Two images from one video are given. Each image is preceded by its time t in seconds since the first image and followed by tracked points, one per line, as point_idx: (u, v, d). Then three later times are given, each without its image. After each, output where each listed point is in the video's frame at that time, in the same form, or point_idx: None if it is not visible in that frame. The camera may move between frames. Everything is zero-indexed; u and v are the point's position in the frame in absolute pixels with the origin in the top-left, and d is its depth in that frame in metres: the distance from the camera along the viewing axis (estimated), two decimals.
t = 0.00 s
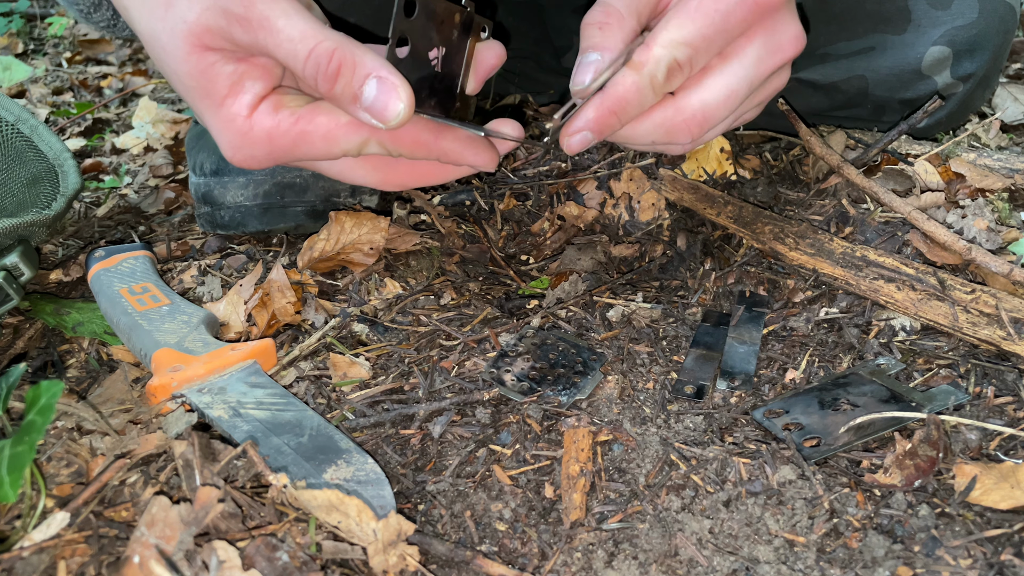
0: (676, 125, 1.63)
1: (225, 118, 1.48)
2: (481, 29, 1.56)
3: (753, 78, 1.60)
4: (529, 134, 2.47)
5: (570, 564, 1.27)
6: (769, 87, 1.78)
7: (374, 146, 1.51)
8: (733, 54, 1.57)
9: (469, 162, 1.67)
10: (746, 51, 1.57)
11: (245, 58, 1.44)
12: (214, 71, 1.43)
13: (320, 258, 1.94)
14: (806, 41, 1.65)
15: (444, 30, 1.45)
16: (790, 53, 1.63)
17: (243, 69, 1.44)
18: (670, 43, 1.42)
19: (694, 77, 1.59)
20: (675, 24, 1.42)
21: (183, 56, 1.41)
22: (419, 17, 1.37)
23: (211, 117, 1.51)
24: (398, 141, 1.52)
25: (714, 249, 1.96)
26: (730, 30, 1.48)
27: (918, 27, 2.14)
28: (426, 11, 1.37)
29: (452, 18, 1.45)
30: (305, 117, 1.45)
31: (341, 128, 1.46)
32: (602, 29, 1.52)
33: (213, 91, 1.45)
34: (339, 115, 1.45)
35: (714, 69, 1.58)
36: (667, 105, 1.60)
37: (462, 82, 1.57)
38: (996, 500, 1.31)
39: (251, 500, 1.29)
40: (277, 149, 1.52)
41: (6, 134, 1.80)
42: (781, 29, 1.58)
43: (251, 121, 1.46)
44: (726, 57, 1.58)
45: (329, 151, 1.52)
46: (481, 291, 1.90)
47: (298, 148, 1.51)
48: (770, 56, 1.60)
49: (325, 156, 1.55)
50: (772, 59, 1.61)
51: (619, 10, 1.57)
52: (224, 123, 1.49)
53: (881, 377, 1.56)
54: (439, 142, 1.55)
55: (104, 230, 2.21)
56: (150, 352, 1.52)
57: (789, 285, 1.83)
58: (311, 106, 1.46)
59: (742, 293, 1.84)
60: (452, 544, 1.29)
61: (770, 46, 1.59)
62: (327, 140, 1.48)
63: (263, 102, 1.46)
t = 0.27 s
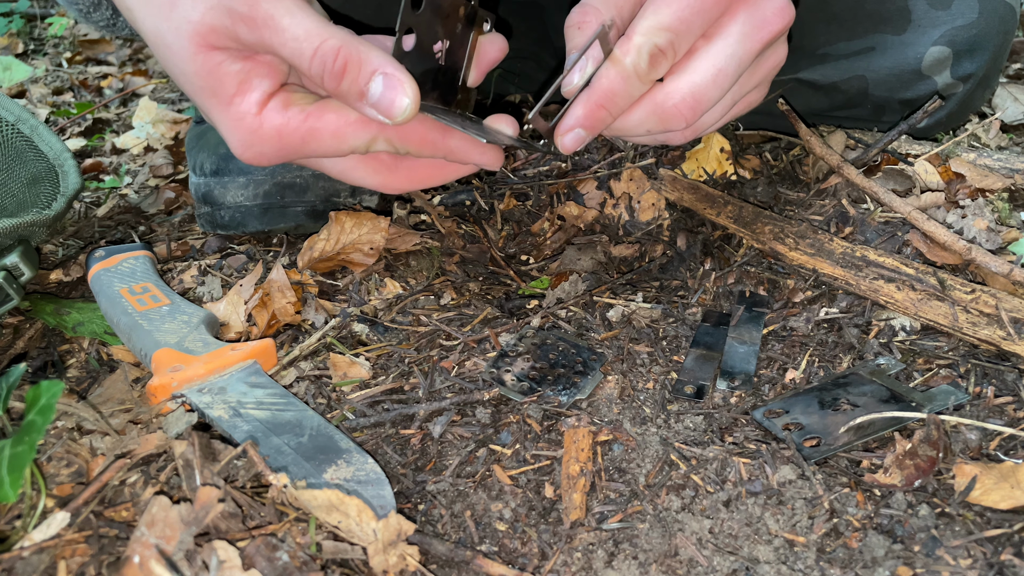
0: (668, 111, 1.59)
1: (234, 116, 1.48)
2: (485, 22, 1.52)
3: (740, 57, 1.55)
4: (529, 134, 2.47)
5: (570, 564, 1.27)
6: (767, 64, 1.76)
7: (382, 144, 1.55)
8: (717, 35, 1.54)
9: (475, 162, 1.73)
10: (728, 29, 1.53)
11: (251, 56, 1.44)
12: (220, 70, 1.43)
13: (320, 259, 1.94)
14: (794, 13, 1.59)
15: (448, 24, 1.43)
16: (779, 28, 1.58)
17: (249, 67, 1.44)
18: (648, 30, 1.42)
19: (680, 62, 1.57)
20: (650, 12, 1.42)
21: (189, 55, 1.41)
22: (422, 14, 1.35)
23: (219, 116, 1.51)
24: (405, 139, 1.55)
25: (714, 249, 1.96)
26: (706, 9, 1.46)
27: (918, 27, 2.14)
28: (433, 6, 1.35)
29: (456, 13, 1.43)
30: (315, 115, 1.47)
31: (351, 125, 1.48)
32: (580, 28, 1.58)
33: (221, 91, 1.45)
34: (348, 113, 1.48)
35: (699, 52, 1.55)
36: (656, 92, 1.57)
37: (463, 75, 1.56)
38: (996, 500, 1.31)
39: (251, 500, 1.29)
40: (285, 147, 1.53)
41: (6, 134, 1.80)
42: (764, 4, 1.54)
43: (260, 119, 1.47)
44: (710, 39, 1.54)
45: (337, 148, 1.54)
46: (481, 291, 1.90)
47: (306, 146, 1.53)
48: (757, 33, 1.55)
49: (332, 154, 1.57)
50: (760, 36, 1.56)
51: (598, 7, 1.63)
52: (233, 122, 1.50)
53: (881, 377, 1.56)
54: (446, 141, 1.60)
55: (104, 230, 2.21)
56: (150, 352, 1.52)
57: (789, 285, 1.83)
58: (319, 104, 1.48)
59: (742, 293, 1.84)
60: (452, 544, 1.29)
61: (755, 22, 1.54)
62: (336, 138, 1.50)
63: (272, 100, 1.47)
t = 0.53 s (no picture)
0: (667, 114, 1.58)
1: (246, 110, 1.47)
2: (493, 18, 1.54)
3: (739, 58, 1.54)
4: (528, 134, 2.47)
5: (570, 564, 1.27)
6: (768, 62, 1.74)
7: (393, 145, 1.55)
8: (715, 37, 1.53)
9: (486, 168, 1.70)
10: (726, 31, 1.53)
11: (261, 49, 1.43)
12: (232, 63, 1.42)
13: (320, 258, 1.94)
14: (793, 13, 1.58)
15: (460, 18, 1.44)
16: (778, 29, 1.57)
17: (260, 60, 1.44)
18: (643, 32, 1.42)
19: (678, 64, 1.56)
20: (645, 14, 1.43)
21: (200, 48, 1.40)
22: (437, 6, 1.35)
23: (231, 109, 1.50)
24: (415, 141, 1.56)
25: (714, 249, 1.96)
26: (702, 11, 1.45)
27: (918, 27, 2.14)
28: None
29: (468, 7, 1.44)
30: (328, 111, 1.47)
31: (363, 124, 1.49)
32: (578, 32, 1.58)
33: (232, 84, 1.44)
34: (362, 111, 1.48)
35: (696, 54, 1.55)
36: (655, 95, 1.56)
37: (470, 70, 1.56)
38: (996, 500, 1.31)
39: (251, 500, 1.29)
40: (296, 142, 1.53)
41: (6, 134, 1.80)
42: (762, 6, 1.53)
43: (272, 113, 1.47)
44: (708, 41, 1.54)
45: (348, 146, 1.53)
46: (481, 291, 1.90)
47: (318, 142, 1.52)
48: (755, 33, 1.54)
49: (342, 152, 1.57)
50: (759, 37, 1.55)
51: (597, 12, 1.63)
52: (245, 115, 1.49)
53: (881, 378, 1.56)
54: (457, 146, 1.60)
55: (104, 230, 2.21)
56: (150, 352, 1.52)
57: (789, 285, 1.83)
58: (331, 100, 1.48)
59: (742, 293, 1.84)
60: (452, 544, 1.29)
61: (753, 23, 1.53)
62: (347, 136, 1.50)
63: (284, 94, 1.46)
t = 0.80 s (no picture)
0: (661, 112, 1.57)
1: (251, 109, 1.49)
2: (497, 19, 1.53)
3: (731, 53, 1.53)
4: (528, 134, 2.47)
5: (570, 564, 1.27)
6: (762, 57, 1.74)
7: (396, 145, 1.55)
8: (705, 34, 1.53)
9: (489, 166, 1.67)
10: (716, 26, 1.53)
11: (265, 49, 1.43)
12: (236, 64, 1.42)
13: (320, 258, 1.94)
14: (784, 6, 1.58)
15: (464, 19, 1.44)
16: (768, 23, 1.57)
17: (264, 60, 1.44)
18: (633, 31, 1.42)
19: (670, 62, 1.56)
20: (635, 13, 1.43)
21: (204, 50, 1.41)
22: (442, 6, 1.36)
23: (236, 109, 1.52)
24: (419, 142, 1.55)
25: (714, 249, 1.96)
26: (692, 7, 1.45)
27: (918, 27, 2.14)
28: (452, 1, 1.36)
29: (473, 8, 1.44)
30: (332, 112, 1.47)
31: (367, 125, 1.49)
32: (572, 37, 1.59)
33: (237, 84, 1.45)
34: (365, 112, 1.48)
35: (688, 50, 1.54)
36: (648, 93, 1.56)
37: (472, 69, 1.56)
38: (996, 500, 1.31)
39: (251, 500, 1.29)
40: (301, 142, 1.54)
41: (6, 134, 1.80)
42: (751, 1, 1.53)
43: (277, 113, 1.48)
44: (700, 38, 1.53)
45: (353, 146, 1.54)
46: (481, 291, 1.90)
47: (323, 143, 1.53)
48: (746, 28, 1.54)
49: (347, 151, 1.57)
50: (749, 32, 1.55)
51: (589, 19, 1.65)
52: (250, 115, 1.50)
53: (881, 378, 1.56)
54: (460, 145, 1.58)
55: (104, 230, 2.21)
56: (150, 352, 1.52)
57: (789, 285, 1.83)
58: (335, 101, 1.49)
59: (742, 293, 1.84)
60: (452, 544, 1.29)
61: (743, 17, 1.53)
62: (351, 136, 1.50)
63: (289, 93, 1.48)
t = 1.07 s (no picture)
0: (658, 115, 1.57)
1: (259, 111, 1.49)
2: (507, 23, 1.51)
3: (728, 55, 1.53)
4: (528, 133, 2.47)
5: (570, 564, 1.27)
6: (761, 58, 1.73)
7: (404, 149, 1.56)
8: (701, 37, 1.53)
9: (495, 170, 1.70)
10: (712, 29, 1.52)
11: (271, 51, 1.43)
12: (243, 66, 1.43)
13: (320, 259, 1.94)
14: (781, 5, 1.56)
15: (473, 21, 1.43)
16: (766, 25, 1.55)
17: (270, 62, 1.44)
18: (629, 36, 1.42)
19: (667, 66, 1.56)
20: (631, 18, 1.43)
21: (210, 52, 1.41)
22: (451, 6, 1.35)
23: (243, 111, 1.51)
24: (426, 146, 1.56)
25: (714, 249, 1.96)
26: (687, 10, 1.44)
27: (918, 28, 2.14)
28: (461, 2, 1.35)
29: (483, 10, 1.43)
30: (340, 115, 1.47)
31: (375, 129, 1.49)
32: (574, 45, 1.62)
33: (244, 86, 1.45)
34: (373, 117, 1.48)
35: (684, 54, 1.54)
36: (645, 98, 1.56)
37: (478, 71, 1.55)
38: (996, 500, 1.31)
39: (251, 500, 1.29)
40: (308, 144, 1.54)
41: (6, 134, 1.80)
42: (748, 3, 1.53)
43: (284, 115, 1.48)
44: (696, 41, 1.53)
45: (360, 150, 1.54)
46: (481, 291, 1.90)
47: (331, 146, 1.53)
48: (742, 30, 1.53)
49: (354, 155, 1.57)
50: (746, 34, 1.53)
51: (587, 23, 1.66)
52: (257, 117, 1.50)
53: (881, 377, 1.56)
54: (466, 149, 1.59)
55: (104, 230, 2.21)
56: (150, 352, 1.52)
57: (789, 285, 1.83)
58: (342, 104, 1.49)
59: (742, 293, 1.84)
60: (452, 544, 1.29)
61: (740, 19, 1.53)
62: (359, 140, 1.51)
63: (297, 95, 1.47)
